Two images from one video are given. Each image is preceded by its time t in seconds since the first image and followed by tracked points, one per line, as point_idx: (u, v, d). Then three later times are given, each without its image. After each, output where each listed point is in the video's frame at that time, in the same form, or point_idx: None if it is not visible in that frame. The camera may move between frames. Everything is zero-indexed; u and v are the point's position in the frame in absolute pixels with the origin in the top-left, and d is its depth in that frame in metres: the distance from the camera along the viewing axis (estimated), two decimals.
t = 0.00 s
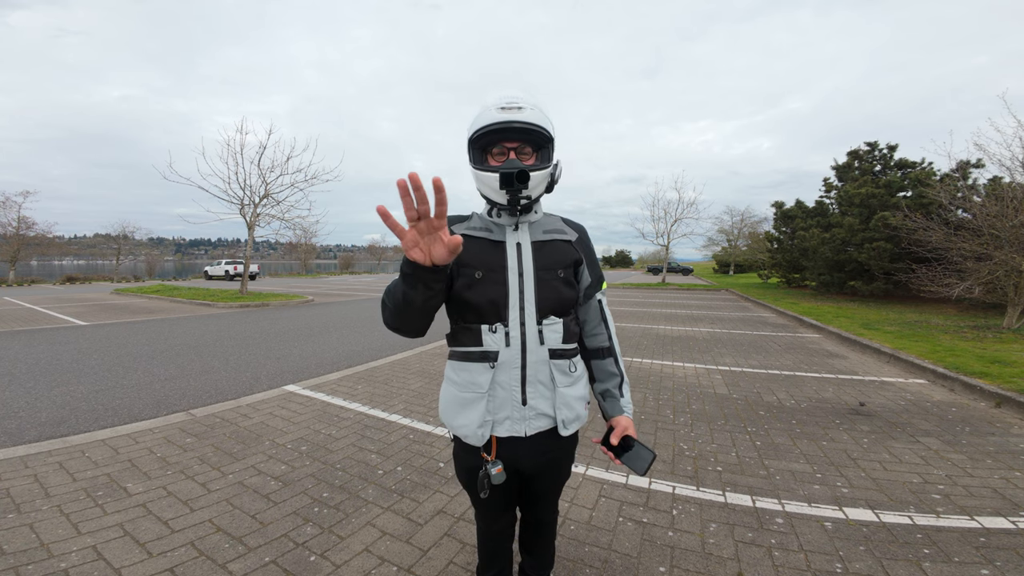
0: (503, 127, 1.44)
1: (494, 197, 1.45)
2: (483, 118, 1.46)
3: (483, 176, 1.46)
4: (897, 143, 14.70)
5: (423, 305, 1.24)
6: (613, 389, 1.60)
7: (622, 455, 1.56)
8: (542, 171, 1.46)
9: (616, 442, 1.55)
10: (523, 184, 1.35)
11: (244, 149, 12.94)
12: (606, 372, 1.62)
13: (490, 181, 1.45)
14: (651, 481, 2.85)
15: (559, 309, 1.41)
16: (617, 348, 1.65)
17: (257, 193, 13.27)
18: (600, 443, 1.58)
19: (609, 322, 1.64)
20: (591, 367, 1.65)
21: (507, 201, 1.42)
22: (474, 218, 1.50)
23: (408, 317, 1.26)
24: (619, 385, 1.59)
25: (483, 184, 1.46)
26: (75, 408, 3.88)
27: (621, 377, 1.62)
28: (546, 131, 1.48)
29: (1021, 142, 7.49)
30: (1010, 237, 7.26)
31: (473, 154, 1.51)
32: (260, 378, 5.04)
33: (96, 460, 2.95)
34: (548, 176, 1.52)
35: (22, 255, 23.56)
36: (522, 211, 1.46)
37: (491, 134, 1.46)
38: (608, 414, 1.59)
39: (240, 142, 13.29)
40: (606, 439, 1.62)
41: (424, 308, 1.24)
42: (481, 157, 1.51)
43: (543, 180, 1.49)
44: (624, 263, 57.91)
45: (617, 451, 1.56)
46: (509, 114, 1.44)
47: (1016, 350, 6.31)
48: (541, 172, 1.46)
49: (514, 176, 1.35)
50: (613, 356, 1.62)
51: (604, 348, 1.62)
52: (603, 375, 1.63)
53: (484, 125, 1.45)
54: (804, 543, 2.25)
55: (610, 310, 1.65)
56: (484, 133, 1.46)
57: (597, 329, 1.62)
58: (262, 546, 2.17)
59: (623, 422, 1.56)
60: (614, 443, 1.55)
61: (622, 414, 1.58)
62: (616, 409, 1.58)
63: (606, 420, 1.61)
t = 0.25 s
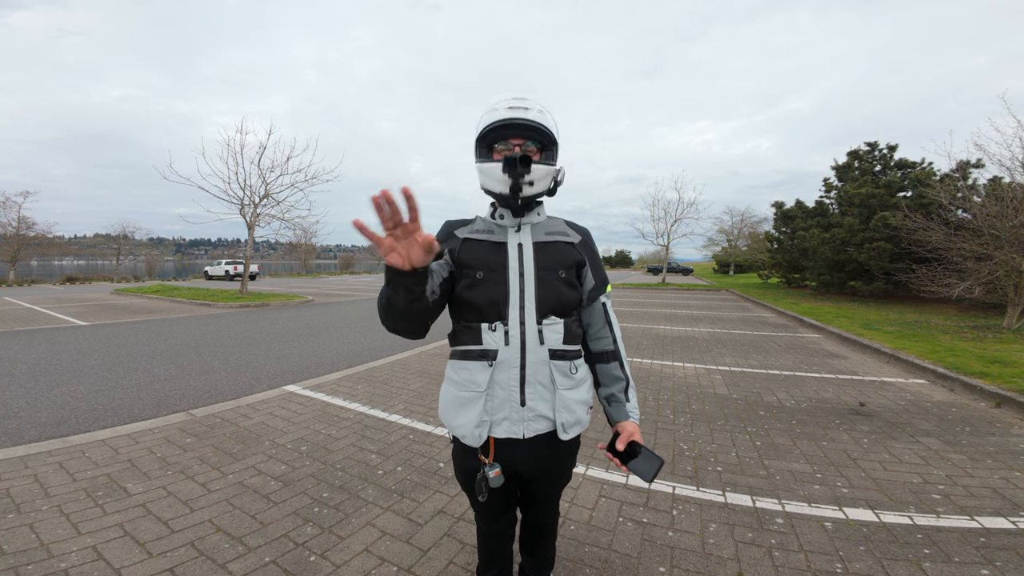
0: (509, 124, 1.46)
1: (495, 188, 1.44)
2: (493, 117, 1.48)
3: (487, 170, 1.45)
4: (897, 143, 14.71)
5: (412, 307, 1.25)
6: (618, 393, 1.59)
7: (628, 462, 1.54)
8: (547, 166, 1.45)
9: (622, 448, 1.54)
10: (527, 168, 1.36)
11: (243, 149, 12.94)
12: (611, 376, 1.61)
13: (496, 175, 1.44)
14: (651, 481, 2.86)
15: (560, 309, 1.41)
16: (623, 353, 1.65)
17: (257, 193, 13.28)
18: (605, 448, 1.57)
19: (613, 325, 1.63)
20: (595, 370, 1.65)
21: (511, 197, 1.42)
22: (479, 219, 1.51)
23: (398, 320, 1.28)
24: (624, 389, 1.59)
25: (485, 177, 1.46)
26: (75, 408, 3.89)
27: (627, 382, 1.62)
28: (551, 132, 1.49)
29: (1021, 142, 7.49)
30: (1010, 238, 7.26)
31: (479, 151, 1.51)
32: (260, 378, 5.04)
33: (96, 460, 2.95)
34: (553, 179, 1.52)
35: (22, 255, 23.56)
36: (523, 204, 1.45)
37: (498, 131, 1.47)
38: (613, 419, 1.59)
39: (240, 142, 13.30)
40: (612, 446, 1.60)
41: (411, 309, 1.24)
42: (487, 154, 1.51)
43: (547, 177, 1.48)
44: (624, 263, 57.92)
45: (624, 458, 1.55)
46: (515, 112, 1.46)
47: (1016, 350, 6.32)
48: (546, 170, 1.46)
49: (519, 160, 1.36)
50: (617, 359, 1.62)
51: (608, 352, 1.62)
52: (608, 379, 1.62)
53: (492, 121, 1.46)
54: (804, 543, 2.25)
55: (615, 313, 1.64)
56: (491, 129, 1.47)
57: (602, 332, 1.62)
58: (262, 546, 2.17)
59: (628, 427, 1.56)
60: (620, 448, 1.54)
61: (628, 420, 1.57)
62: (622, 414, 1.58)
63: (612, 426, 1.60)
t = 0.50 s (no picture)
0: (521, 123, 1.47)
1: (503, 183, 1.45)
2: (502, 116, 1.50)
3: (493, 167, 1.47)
4: (897, 144, 14.72)
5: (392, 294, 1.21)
6: (621, 395, 1.59)
7: (633, 464, 1.54)
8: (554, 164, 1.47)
9: (627, 451, 1.53)
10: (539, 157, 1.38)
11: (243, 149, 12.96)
12: (614, 377, 1.61)
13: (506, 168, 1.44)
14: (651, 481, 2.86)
15: (562, 310, 1.41)
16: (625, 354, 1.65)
17: (257, 193, 13.29)
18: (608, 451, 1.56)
19: (616, 326, 1.63)
20: (598, 371, 1.64)
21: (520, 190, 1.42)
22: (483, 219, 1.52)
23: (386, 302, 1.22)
24: (627, 391, 1.59)
25: (491, 171, 1.48)
26: (75, 408, 3.89)
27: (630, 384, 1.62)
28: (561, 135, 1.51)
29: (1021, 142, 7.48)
30: (1010, 238, 7.26)
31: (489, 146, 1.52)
32: (260, 378, 5.04)
33: (96, 460, 2.95)
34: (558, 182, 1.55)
35: (22, 255, 23.57)
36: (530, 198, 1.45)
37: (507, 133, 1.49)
38: (617, 421, 1.57)
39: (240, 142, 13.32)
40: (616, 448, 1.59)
41: (390, 299, 1.21)
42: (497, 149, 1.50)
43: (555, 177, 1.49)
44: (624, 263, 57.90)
45: (628, 461, 1.54)
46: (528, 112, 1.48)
47: (1016, 350, 6.31)
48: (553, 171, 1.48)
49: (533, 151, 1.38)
50: (620, 361, 1.61)
51: (611, 353, 1.62)
52: (611, 381, 1.62)
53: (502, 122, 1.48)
54: (805, 543, 2.24)
55: (617, 314, 1.63)
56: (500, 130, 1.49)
57: (605, 333, 1.62)
58: (262, 546, 2.17)
59: (633, 430, 1.53)
60: (623, 451, 1.53)
61: (632, 422, 1.54)
62: (625, 417, 1.55)
63: (616, 428, 1.58)
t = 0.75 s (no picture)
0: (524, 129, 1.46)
1: (505, 186, 1.44)
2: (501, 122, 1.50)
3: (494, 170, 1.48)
4: (897, 144, 14.72)
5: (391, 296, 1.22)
6: (624, 396, 1.60)
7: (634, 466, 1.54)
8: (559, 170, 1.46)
9: (629, 453, 1.54)
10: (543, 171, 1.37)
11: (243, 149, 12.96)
12: (616, 378, 1.62)
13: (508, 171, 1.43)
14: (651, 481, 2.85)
15: (565, 310, 1.41)
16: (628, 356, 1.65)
17: (257, 193, 13.30)
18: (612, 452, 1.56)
19: (618, 328, 1.63)
20: (601, 373, 1.65)
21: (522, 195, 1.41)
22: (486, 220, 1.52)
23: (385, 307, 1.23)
24: (629, 392, 1.59)
25: (493, 174, 1.47)
26: (75, 408, 3.89)
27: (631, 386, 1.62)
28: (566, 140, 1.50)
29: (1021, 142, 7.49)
30: (1010, 238, 7.26)
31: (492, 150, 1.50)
32: (260, 378, 5.04)
33: (96, 460, 2.95)
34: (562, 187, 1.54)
35: (22, 255, 23.57)
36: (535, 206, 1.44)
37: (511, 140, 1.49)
38: (620, 423, 1.57)
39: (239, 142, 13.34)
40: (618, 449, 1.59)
41: (386, 306, 1.22)
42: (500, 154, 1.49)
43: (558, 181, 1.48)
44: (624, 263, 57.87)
45: (630, 462, 1.54)
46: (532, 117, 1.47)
47: (1016, 350, 6.31)
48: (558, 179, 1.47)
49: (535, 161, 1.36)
50: (623, 362, 1.61)
51: (614, 354, 1.62)
52: (613, 382, 1.63)
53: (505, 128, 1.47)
54: (804, 543, 2.25)
55: (620, 315, 1.64)
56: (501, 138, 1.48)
57: (607, 335, 1.62)
58: (262, 546, 2.17)
59: (635, 431, 1.54)
60: (627, 452, 1.53)
61: (635, 423, 1.56)
62: (628, 417, 1.56)
63: (618, 429, 1.59)
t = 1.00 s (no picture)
0: (524, 129, 1.46)
1: (506, 187, 1.43)
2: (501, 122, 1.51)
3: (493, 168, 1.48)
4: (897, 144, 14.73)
5: (406, 295, 1.22)
6: (624, 396, 1.60)
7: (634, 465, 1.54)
8: (560, 173, 1.46)
9: (628, 452, 1.54)
10: (541, 176, 1.37)
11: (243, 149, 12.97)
12: (616, 378, 1.62)
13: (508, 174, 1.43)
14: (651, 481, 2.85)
15: (568, 310, 1.41)
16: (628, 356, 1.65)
17: (257, 193, 13.31)
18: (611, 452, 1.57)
19: (618, 328, 1.63)
20: (601, 373, 1.65)
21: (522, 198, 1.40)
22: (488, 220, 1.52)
23: (400, 306, 1.22)
24: (629, 392, 1.60)
25: (494, 175, 1.47)
26: (75, 408, 3.89)
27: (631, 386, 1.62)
28: (565, 141, 1.50)
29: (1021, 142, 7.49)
30: (1010, 238, 7.26)
31: (491, 150, 1.50)
32: (260, 378, 5.04)
33: (95, 460, 2.95)
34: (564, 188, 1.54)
35: (22, 255, 23.58)
36: (536, 210, 1.45)
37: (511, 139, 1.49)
38: (619, 422, 1.57)
39: (239, 142, 13.35)
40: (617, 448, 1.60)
41: (400, 305, 1.22)
42: (500, 154, 1.50)
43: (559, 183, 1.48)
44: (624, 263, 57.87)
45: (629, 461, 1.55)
46: (531, 116, 1.47)
47: (1016, 350, 6.31)
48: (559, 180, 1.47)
49: (534, 166, 1.36)
50: (624, 363, 1.61)
51: (614, 355, 1.62)
52: (613, 382, 1.63)
53: (504, 127, 1.47)
54: (804, 543, 2.25)
55: (621, 316, 1.64)
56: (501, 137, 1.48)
57: (607, 335, 1.62)
58: (262, 546, 2.17)
59: (635, 431, 1.54)
60: (626, 452, 1.54)
61: (634, 423, 1.56)
62: (628, 417, 1.57)
63: (618, 428, 1.59)
